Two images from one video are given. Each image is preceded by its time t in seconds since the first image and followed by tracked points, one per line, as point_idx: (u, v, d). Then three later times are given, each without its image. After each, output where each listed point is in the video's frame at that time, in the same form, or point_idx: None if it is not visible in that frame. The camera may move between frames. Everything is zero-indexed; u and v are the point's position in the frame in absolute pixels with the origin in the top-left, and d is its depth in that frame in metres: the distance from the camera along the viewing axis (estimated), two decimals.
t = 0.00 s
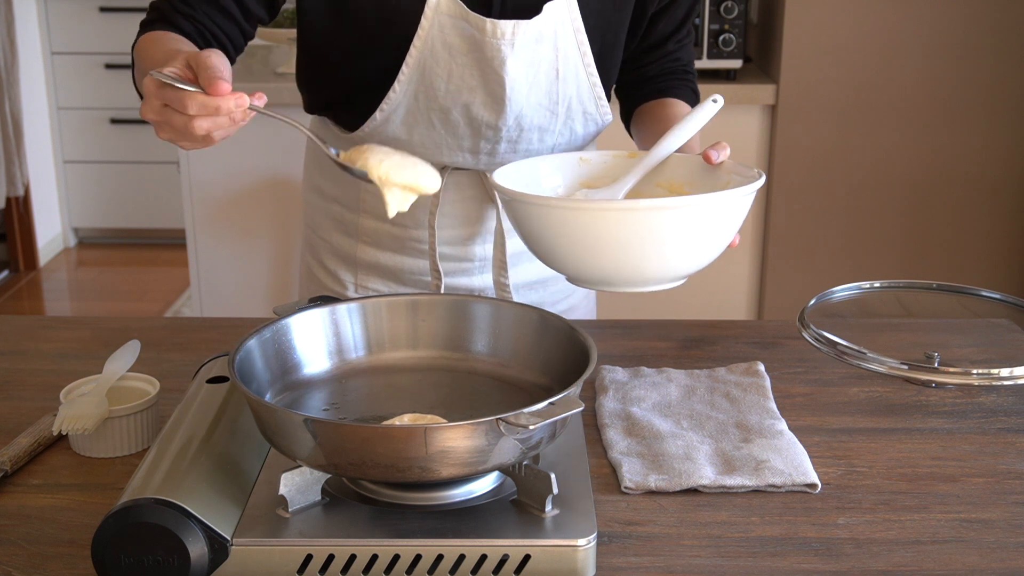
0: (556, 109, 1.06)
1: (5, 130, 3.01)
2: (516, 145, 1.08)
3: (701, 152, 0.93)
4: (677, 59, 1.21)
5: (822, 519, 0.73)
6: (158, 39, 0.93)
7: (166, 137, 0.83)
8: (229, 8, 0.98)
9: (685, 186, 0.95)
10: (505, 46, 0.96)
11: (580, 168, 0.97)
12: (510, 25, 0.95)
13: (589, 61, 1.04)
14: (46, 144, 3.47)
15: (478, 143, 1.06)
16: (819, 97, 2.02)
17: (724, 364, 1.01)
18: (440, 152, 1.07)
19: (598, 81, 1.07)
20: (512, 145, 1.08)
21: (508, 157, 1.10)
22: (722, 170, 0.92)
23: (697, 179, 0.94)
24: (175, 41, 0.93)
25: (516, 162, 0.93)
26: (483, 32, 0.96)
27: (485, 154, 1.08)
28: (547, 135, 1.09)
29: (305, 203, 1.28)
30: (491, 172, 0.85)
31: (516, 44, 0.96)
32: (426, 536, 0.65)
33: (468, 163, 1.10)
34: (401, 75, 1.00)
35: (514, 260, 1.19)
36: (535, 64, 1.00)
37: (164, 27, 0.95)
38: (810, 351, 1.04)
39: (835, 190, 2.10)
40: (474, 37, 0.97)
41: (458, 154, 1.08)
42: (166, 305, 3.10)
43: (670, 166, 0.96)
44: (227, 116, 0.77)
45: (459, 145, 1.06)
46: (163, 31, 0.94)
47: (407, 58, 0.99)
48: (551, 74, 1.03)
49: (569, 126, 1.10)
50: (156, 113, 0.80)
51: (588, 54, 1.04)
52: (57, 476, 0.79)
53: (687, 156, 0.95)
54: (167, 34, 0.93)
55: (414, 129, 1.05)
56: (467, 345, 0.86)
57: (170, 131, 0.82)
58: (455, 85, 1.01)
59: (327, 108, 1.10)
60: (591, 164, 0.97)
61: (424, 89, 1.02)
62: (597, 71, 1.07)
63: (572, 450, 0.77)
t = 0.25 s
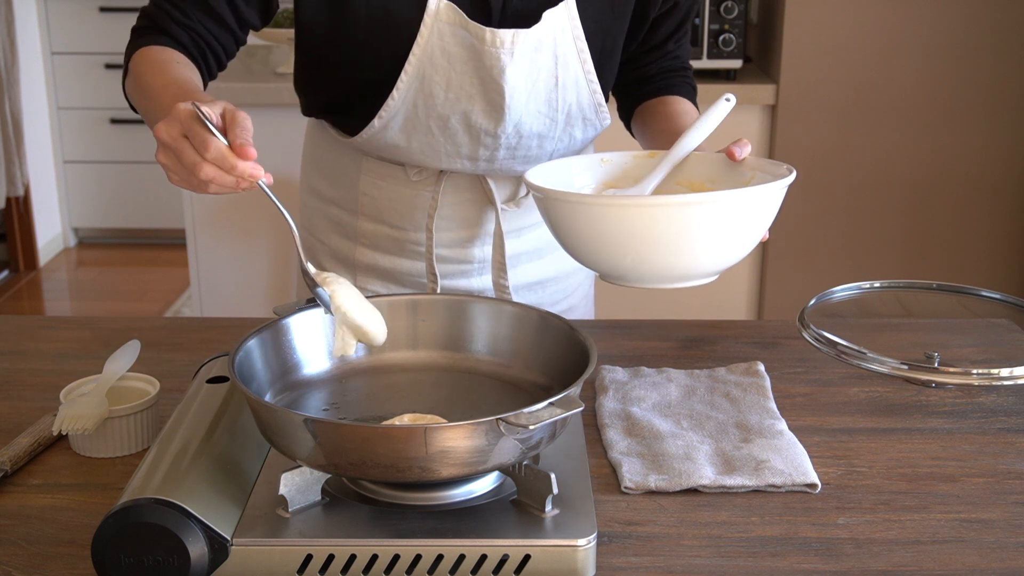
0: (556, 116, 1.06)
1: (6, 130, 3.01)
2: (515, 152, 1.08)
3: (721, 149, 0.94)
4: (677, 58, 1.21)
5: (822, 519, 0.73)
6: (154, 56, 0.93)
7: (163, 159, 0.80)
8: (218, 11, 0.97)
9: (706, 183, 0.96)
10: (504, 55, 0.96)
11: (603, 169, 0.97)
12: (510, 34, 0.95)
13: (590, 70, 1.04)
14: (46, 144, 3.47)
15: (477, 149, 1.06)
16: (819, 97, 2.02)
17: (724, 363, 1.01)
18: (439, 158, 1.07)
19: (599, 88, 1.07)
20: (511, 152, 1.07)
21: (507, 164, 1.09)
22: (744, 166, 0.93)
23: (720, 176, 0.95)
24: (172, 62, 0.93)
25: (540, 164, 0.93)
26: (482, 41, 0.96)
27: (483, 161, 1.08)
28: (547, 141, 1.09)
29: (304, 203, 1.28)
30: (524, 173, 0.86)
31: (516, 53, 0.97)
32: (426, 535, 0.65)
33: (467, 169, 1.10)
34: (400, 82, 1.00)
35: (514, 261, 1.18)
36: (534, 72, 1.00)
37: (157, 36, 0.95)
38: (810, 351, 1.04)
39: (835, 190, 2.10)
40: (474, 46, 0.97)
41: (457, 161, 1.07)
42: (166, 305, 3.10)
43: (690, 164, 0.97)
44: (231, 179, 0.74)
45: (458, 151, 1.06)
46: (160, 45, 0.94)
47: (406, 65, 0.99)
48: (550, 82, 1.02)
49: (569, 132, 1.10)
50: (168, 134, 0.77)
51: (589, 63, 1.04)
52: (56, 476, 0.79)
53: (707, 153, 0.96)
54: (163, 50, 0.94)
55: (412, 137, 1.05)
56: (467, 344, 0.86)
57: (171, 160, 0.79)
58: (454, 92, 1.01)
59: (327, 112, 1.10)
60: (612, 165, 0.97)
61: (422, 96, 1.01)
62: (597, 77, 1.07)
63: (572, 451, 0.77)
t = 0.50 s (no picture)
0: (558, 119, 1.06)
1: (6, 130, 3.01)
2: (517, 155, 1.08)
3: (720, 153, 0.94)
4: (676, 58, 1.21)
5: (822, 519, 0.73)
6: (165, 62, 0.93)
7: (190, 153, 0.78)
8: (218, 11, 0.96)
9: (707, 187, 0.95)
10: (506, 59, 0.97)
11: (603, 172, 0.97)
12: (512, 38, 0.96)
13: (591, 73, 1.04)
14: (46, 144, 3.47)
15: (478, 153, 1.06)
16: (819, 97, 2.02)
17: (724, 363, 1.01)
18: (441, 161, 1.07)
19: (600, 92, 1.07)
20: (512, 155, 1.07)
21: (508, 166, 1.09)
22: (744, 171, 0.93)
23: (719, 180, 0.94)
24: (181, 70, 0.93)
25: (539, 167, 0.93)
26: (485, 45, 0.96)
27: (485, 164, 1.08)
28: (549, 144, 1.09)
29: (304, 204, 1.28)
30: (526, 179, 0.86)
31: (518, 57, 0.97)
32: (426, 536, 0.65)
33: (468, 172, 1.10)
34: (402, 85, 1.00)
35: (515, 261, 1.18)
36: (537, 76, 1.01)
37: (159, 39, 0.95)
38: (810, 351, 1.04)
39: (835, 190, 2.10)
40: (476, 50, 0.97)
41: (459, 164, 1.07)
42: (166, 305, 3.10)
43: (689, 168, 0.96)
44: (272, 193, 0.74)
45: (460, 154, 1.06)
46: (165, 50, 0.94)
47: (408, 69, 0.99)
48: (553, 86, 1.03)
49: (571, 135, 1.10)
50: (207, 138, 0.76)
51: (591, 65, 1.04)
52: (57, 476, 0.79)
53: (707, 157, 0.96)
54: (167, 53, 0.94)
55: (414, 140, 1.05)
56: (467, 345, 0.86)
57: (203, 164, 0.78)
58: (456, 96, 1.01)
59: (328, 114, 1.10)
60: (612, 168, 0.97)
61: (424, 100, 1.01)
62: (599, 81, 1.07)
63: (573, 451, 0.77)
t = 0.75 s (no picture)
0: (558, 121, 1.06)
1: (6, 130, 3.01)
2: (517, 156, 1.08)
3: (717, 157, 0.94)
4: (675, 60, 1.21)
5: (822, 519, 0.73)
6: (167, 59, 0.93)
7: (218, 135, 0.77)
8: (217, 10, 0.96)
9: (702, 190, 0.96)
10: (506, 60, 0.97)
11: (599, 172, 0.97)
12: (513, 39, 0.96)
13: (592, 75, 1.04)
14: (46, 144, 3.47)
15: (479, 154, 1.06)
16: (819, 97, 2.02)
17: (724, 363, 1.01)
18: (441, 162, 1.07)
19: (601, 93, 1.07)
20: (512, 156, 1.07)
21: (508, 167, 1.09)
22: (740, 175, 0.93)
23: (715, 183, 0.94)
24: (184, 66, 0.93)
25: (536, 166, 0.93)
26: (486, 46, 0.96)
27: (485, 165, 1.08)
28: (549, 145, 1.09)
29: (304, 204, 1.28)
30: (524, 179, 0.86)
31: (518, 58, 0.97)
32: (426, 536, 0.65)
33: (468, 173, 1.10)
34: (401, 86, 1.00)
35: (515, 262, 1.18)
36: (537, 77, 1.01)
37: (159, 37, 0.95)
38: (810, 351, 1.04)
39: (835, 190, 2.10)
40: (476, 51, 0.97)
41: (459, 164, 1.07)
42: (166, 305, 3.10)
43: (686, 170, 0.97)
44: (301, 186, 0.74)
45: (460, 155, 1.06)
46: (166, 48, 0.94)
47: (408, 69, 0.99)
48: (553, 87, 1.03)
49: (572, 136, 1.10)
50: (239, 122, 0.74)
51: (592, 66, 1.04)
52: (57, 476, 0.79)
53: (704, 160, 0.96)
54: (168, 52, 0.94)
55: (414, 141, 1.05)
56: (467, 345, 0.86)
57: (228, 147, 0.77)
58: (456, 97, 1.01)
59: (329, 114, 1.10)
60: (609, 168, 0.97)
61: (424, 100, 1.01)
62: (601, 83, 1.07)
63: (573, 451, 0.77)
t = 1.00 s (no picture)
0: (558, 121, 1.06)
1: (6, 130, 3.01)
2: (516, 155, 1.08)
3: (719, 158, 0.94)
4: (674, 60, 1.21)
5: (822, 519, 0.73)
6: (164, 53, 0.92)
7: (247, 114, 0.75)
8: (217, 10, 0.97)
9: (703, 190, 0.96)
10: (505, 59, 0.97)
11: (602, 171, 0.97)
12: (512, 39, 0.95)
13: (592, 75, 1.04)
14: (46, 144, 3.47)
15: (478, 153, 1.06)
16: (819, 97, 2.02)
17: (724, 363, 1.01)
18: (441, 161, 1.07)
19: (601, 94, 1.07)
20: (512, 156, 1.07)
21: (508, 167, 1.09)
22: (742, 176, 0.93)
23: (716, 184, 0.95)
24: (182, 60, 0.92)
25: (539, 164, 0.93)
26: (486, 45, 0.96)
27: (484, 165, 1.08)
28: (549, 145, 1.09)
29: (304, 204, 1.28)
30: (528, 174, 0.87)
31: (517, 58, 0.97)
32: (426, 536, 0.65)
33: (468, 173, 1.10)
34: (401, 85, 0.99)
35: (515, 262, 1.18)
36: (537, 76, 1.01)
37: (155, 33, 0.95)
38: (810, 351, 1.04)
39: (835, 190, 2.10)
40: (475, 50, 0.97)
41: (459, 164, 1.07)
42: (166, 305, 3.10)
43: (687, 170, 0.97)
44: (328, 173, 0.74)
45: (460, 154, 1.06)
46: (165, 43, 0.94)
47: (407, 69, 0.99)
48: (553, 86, 1.03)
49: (571, 136, 1.10)
50: (271, 102, 0.74)
51: (592, 66, 1.04)
52: (56, 476, 0.79)
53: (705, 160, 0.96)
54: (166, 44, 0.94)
55: (413, 140, 1.05)
56: (467, 344, 0.86)
57: (251, 129, 0.75)
58: (456, 96, 1.01)
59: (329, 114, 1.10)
60: (611, 166, 0.97)
61: (424, 100, 1.01)
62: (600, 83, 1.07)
63: (572, 451, 0.77)
